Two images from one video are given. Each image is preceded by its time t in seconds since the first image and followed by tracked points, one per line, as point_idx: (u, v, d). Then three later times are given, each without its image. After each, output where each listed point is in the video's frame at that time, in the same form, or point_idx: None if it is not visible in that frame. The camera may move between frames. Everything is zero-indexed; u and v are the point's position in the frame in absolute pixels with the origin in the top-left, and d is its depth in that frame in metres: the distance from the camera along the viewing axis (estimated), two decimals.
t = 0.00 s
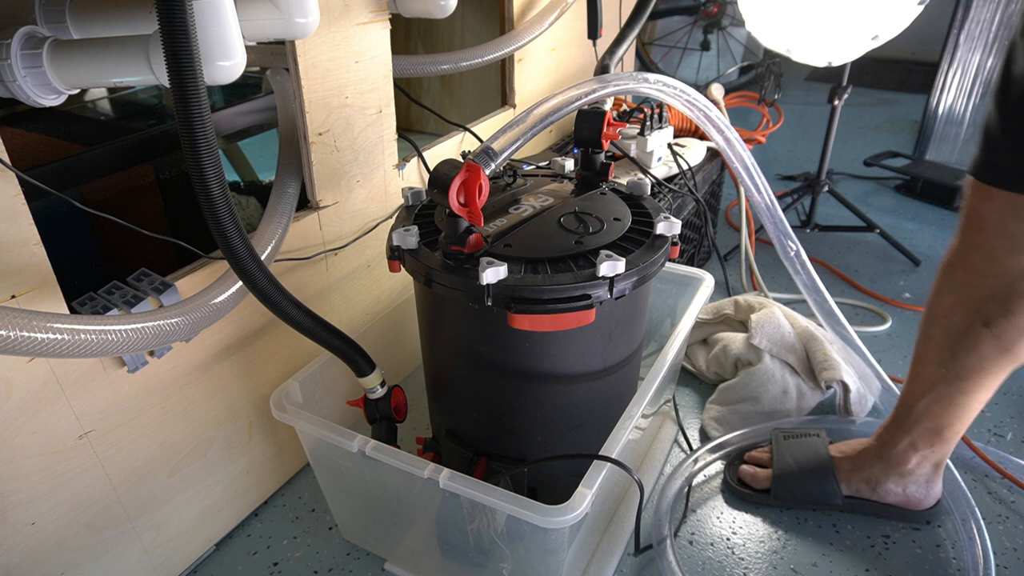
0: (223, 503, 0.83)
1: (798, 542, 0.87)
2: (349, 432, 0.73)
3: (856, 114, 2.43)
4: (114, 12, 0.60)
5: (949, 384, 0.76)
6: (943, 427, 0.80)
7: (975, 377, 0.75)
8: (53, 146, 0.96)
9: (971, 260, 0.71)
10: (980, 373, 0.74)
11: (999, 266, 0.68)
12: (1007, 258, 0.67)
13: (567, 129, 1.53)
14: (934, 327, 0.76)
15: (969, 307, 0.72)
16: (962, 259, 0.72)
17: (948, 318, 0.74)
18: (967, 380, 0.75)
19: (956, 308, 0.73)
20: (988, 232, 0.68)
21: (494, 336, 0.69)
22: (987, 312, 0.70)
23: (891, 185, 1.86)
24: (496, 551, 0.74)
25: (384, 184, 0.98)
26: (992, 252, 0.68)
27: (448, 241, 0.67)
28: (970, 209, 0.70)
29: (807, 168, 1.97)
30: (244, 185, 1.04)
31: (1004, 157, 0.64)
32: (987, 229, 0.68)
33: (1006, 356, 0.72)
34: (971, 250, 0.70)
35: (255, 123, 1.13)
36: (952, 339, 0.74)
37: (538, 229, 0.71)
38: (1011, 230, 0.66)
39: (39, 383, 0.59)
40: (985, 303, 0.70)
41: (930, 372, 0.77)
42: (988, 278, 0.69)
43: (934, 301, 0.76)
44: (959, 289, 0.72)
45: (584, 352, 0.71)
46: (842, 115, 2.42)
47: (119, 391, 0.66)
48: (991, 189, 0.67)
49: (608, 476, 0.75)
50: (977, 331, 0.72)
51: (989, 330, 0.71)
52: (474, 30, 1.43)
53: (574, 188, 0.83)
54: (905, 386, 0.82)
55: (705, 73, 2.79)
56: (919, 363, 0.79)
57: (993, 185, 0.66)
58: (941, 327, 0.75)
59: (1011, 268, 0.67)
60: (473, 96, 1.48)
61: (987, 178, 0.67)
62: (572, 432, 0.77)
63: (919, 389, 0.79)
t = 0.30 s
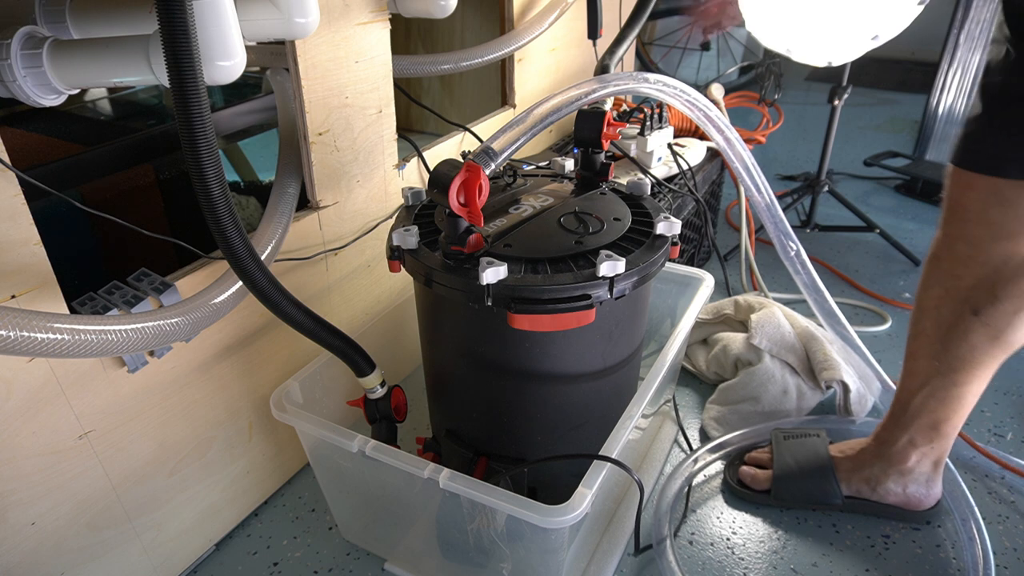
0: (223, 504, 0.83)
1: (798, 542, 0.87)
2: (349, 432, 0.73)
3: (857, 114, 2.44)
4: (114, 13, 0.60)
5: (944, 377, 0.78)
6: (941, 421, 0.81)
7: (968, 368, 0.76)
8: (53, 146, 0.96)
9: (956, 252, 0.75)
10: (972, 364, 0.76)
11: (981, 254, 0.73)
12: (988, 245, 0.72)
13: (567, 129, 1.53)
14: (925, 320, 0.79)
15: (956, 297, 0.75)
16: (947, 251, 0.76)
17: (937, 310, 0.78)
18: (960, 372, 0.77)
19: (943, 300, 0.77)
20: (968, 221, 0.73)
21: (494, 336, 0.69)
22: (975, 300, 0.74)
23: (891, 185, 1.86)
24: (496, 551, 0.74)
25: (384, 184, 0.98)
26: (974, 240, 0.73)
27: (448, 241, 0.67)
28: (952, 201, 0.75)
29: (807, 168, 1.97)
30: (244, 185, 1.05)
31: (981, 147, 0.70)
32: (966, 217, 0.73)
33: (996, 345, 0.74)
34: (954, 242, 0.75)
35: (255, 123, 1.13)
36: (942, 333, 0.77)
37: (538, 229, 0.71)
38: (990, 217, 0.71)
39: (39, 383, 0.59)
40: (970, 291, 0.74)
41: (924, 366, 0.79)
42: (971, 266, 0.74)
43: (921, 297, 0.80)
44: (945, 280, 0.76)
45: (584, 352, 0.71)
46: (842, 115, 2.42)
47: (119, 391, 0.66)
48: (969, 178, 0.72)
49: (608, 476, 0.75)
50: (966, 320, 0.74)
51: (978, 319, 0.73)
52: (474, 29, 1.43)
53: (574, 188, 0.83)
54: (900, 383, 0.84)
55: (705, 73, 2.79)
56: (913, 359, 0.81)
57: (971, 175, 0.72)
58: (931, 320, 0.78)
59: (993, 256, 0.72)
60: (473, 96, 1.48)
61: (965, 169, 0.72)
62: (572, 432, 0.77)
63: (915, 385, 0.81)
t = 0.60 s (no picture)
0: (223, 504, 0.83)
1: (798, 542, 0.87)
2: (348, 432, 0.73)
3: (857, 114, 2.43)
4: (114, 13, 0.60)
5: (939, 373, 0.78)
6: (938, 420, 0.81)
7: (963, 364, 0.77)
8: (53, 146, 0.96)
9: (948, 247, 0.75)
10: (965, 360, 0.77)
11: (972, 249, 0.73)
12: (979, 240, 0.72)
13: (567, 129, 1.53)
14: (919, 318, 0.79)
15: (948, 293, 0.75)
16: (939, 246, 0.76)
17: (931, 306, 0.77)
18: (954, 368, 0.77)
19: (937, 295, 0.77)
20: (958, 216, 0.73)
21: (494, 336, 0.69)
22: (968, 295, 0.74)
23: (891, 185, 1.86)
24: (496, 551, 0.74)
25: (384, 184, 0.98)
26: (964, 236, 0.73)
27: (448, 241, 0.67)
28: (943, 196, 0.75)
29: (807, 168, 1.97)
30: (244, 185, 1.05)
31: (972, 141, 0.70)
32: (956, 212, 0.73)
33: (987, 341, 0.75)
34: (945, 237, 0.75)
35: (255, 123, 1.13)
36: (937, 327, 0.77)
37: (538, 229, 0.71)
38: (980, 212, 0.71)
39: (39, 383, 0.59)
40: (964, 287, 0.74)
41: (920, 363, 0.79)
42: (963, 261, 0.74)
43: (915, 293, 0.79)
44: (938, 277, 0.76)
45: (584, 353, 0.71)
46: (842, 115, 2.42)
47: (118, 391, 0.66)
48: (960, 173, 0.72)
49: (608, 476, 0.75)
50: (960, 315, 0.75)
51: (971, 314, 0.74)
52: (474, 29, 1.43)
53: (574, 188, 0.83)
54: (897, 381, 0.84)
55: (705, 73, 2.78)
56: (909, 356, 0.81)
57: (961, 170, 0.72)
58: (925, 316, 0.78)
59: (982, 250, 0.72)
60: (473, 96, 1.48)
61: (957, 163, 0.72)
62: (572, 432, 0.77)
63: (911, 382, 0.81)
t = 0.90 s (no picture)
0: (223, 504, 0.83)
1: (798, 542, 0.87)
2: (348, 432, 0.73)
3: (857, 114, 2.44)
4: (114, 13, 0.60)
5: (937, 373, 0.78)
6: (937, 419, 0.81)
7: (960, 364, 0.77)
8: (53, 146, 0.96)
9: (944, 248, 0.75)
10: (963, 360, 0.77)
11: (968, 249, 0.73)
12: (975, 240, 0.72)
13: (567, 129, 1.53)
14: (916, 318, 0.79)
15: (945, 293, 0.75)
16: (935, 247, 0.76)
17: (928, 306, 0.77)
18: (952, 369, 0.77)
19: (935, 295, 0.76)
20: (954, 216, 0.73)
21: (493, 336, 0.69)
22: (965, 295, 0.74)
23: (891, 185, 1.86)
24: (496, 551, 0.74)
25: (385, 184, 0.98)
26: (960, 236, 0.73)
27: (448, 241, 0.67)
28: (938, 196, 0.75)
29: (807, 168, 1.97)
30: (244, 186, 1.05)
31: (968, 141, 0.70)
32: (952, 213, 0.73)
33: (984, 341, 0.75)
34: (942, 238, 0.75)
35: (255, 123, 1.13)
36: (935, 327, 0.77)
37: (538, 230, 0.71)
38: (976, 212, 0.71)
39: (39, 383, 0.59)
40: (960, 287, 0.74)
41: (918, 363, 0.79)
42: (959, 261, 0.74)
43: (912, 293, 0.79)
44: (934, 277, 0.76)
45: (584, 353, 0.71)
46: (842, 115, 2.42)
47: (118, 391, 0.66)
48: (956, 174, 0.72)
49: (608, 476, 0.75)
50: (957, 315, 0.75)
51: (969, 314, 0.74)
52: (474, 29, 1.43)
53: (574, 188, 0.82)
54: (896, 381, 0.83)
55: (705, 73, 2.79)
56: (907, 356, 0.81)
57: (957, 170, 0.72)
58: (923, 317, 0.78)
59: (980, 251, 0.72)
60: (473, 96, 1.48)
61: (953, 164, 0.72)
62: (572, 432, 0.77)
63: (909, 382, 0.81)
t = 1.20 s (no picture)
0: (223, 504, 0.83)
1: (798, 542, 0.87)
2: (349, 432, 0.73)
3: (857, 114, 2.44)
4: (114, 13, 0.60)
5: (938, 374, 0.78)
6: (937, 420, 0.81)
7: (961, 365, 0.77)
8: (53, 146, 0.96)
9: (946, 249, 0.75)
10: (965, 361, 0.77)
11: (970, 250, 0.73)
12: (977, 242, 0.72)
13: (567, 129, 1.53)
14: (917, 319, 0.79)
15: (946, 294, 0.75)
16: (937, 247, 0.76)
17: (929, 307, 0.77)
18: (953, 370, 0.77)
19: (936, 297, 0.77)
20: (956, 217, 0.73)
21: (493, 336, 0.69)
22: (966, 296, 0.74)
23: (891, 185, 1.86)
24: (496, 551, 0.74)
25: (385, 184, 0.98)
26: (962, 237, 0.73)
27: (448, 241, 0.67)
28: (940, 197, 0.75)
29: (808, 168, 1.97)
30: (244, 186, 1.05)
31: (970, 140, 0.70)
32: (954, 214, 0.73)
33: (985, 342, 0.75)
34: (943, 239, 0.75)
35: (255, 123, 1.13)
36: (936, 328, 0.77)
37: (538, 229, 0.71)
38: (978, 214, 0.71)
39: (39, 383, 0.59)
40: (962, 289, 0.74)
41: (919, 364, 0.80)
42: (961, 263, 0.74)
43: (913, 294, 0.79)
44: (936, 278, 0.76)
45: (583, 353, 0.71)
46: (842, 115, 2.42)
47: (119, 391, 0.66)
48: (958, 175, 0.72)
49: (608, 476, 0.75)
50: (958, 316, 0.75)
51: (970, 316, 0.74)
52: (474, 29, 1.43)
53: (574, 188, 0.82)
54: (896, 381, 0.83)
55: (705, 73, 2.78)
56: (908, 357, 0.81)
57: (959, 171, 0.72)
58: (924, 318, 0.78)
59: (982, 252, 0.72)
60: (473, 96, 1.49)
61: (955, 165, 0.72)
62: (572, 432, 0.77)
63: (909, 382, 0.81)
